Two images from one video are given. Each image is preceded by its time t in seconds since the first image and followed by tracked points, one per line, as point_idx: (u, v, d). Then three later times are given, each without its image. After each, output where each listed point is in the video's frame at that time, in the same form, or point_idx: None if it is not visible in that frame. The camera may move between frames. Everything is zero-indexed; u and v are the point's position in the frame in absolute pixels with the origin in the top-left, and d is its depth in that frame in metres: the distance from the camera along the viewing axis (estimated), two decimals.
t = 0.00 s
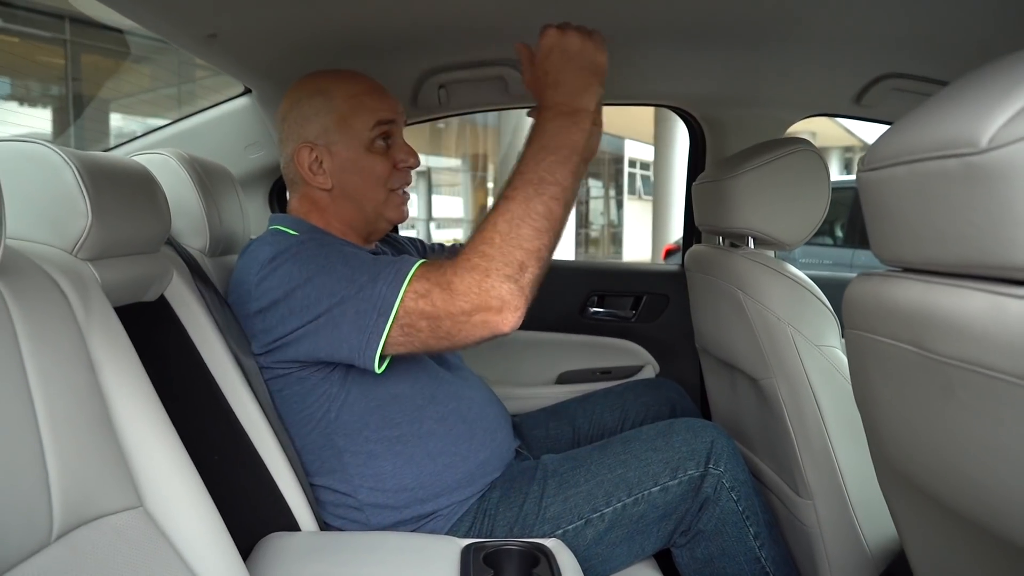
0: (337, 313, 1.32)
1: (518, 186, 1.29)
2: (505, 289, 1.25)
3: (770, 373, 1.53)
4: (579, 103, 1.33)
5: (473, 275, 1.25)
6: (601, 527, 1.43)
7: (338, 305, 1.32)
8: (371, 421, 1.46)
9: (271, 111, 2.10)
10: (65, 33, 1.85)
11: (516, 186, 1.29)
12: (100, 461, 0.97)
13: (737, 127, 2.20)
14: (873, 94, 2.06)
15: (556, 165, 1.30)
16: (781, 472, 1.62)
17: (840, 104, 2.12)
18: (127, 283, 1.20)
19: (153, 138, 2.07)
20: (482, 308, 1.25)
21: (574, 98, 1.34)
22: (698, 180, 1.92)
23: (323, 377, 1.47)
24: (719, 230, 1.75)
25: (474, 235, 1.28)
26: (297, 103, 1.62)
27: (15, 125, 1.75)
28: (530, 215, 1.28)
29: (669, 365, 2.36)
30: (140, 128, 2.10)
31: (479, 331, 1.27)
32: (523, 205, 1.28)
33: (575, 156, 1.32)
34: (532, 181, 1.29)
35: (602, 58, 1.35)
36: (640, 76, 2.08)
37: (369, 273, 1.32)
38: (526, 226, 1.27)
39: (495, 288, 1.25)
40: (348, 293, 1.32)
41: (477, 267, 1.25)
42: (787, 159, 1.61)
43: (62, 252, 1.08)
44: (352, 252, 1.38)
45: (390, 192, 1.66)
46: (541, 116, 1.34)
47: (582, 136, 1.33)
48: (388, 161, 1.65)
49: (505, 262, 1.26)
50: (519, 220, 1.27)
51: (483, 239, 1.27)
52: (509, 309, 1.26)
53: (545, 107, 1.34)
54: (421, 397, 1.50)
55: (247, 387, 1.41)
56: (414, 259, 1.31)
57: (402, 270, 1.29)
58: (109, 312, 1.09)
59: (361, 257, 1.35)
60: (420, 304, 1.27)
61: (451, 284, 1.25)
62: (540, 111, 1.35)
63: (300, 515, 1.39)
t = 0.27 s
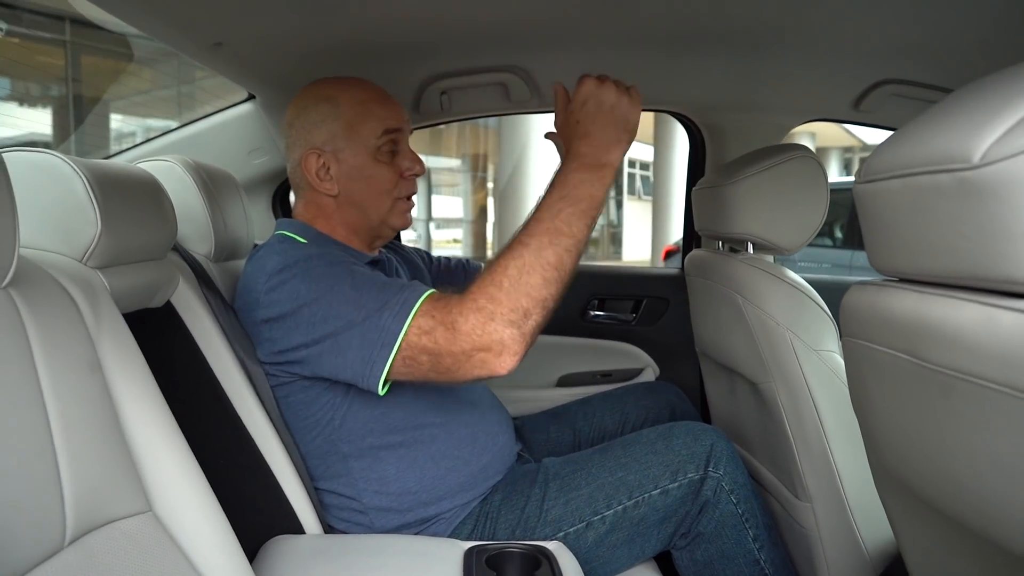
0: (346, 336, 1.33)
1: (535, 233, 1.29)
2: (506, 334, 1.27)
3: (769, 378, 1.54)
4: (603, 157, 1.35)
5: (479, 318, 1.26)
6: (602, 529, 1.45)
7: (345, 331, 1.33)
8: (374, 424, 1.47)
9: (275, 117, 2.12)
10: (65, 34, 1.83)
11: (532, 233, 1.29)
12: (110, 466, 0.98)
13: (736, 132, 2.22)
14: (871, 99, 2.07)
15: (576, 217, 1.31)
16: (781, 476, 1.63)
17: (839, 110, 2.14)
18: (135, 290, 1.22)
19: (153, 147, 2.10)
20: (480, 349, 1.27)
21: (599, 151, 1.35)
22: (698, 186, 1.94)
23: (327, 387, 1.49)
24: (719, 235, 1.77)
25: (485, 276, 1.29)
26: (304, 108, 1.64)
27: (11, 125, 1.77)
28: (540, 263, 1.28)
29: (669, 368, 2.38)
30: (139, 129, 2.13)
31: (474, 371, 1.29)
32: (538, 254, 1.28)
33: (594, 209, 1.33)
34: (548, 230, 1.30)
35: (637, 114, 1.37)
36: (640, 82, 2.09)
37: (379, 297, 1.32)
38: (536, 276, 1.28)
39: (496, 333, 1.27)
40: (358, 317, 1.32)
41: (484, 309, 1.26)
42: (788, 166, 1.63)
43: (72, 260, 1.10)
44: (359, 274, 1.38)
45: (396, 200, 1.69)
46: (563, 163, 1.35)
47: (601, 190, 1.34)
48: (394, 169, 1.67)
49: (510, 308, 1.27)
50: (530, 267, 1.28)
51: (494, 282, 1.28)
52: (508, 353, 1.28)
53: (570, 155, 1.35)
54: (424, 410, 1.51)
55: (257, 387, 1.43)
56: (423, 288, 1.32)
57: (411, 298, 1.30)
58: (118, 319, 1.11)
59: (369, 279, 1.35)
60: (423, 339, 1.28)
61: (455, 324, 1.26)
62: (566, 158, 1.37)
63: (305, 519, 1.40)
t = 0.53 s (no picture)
0: (308, 412, 1.27)
1: (470, 390, 1.31)
2: (424, 486, 1.26)
3: (768, 381, 1.55)
4: (542, 328, 1.38)
5: (407, 457, 1.24)
6: (601, 531, 1.46)
7: (308, 407, 1.28)
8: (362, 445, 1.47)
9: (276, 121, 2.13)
10: (66, 35, 1.80)
11: (466, 391, 1.30)
12: (115, 470, 0.99)
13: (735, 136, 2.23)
14: (870, 103, 2.08)
15: (510, 385, 1.33)
16: (779, 478, 1.64)
17: (837, 113, 2.15)
18: (139, 295, 1.23)
19: (154, 151, 2.11)
20: (393, 491, 1.25)
21: (540, 321, 1.38)
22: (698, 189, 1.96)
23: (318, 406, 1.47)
24: (718, 238, 1.78)
25: (421, 411, 1.28)
26: (290, 115, 1.66)
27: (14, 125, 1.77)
28: (473, 419, 1.30)
29: (668, 370, 2.39)
30: (140, 129, 2.14)
31: (378, 501, 1.27)
32: (470, 406, 1.30)
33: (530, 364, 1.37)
34: (481, 390, 1.31)
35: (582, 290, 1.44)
36: (640, 86, 2.11)
37: (349, 397, 1.27)
38: (464, 434, 1.29)
39: (416, 481, 1.25)
40: (326, 402, 1.27)
41: (413, 452, 1.25)
42: (788, 170, 1.64)
43: (76, 266, 1.11)
44: (340, 349, 1.33)
45: (387, 201, 1.69)
46: (503, 330, 1.37)
47: (534, 357, 1.36)
48: (381, 170, 1.67)
49: (436, 460, 1.27)
50: (463, 422, 1.29)
51: (427, 420, 1.27)
52: (418, 502, 1.26)
53: (511, 320, 1.38)
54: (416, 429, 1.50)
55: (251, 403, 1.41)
56: (383, 411, 1.27)
57: (369, 420, 1.26)
58: (122, 323, 1.12)
59: (349, 365, 1.30)
60: (356, 460, 1.25)
61: (385, 459, 1.24)
62: (506, 319, 1.39)
63: (307, 521, 1.40)
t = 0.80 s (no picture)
0: (291, 440, 1.29)
1: (438, 434, 1.33)
2: (386, 524, 1.28)
3: (766, 382, 1.56)
4: (511, 375, 1.40)
5: (374, 498, 1.26)
6: (600, 532, 1.46)
7: (290, 435, 1.30)
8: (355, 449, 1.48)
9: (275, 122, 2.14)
10: (66, 35, 1.79)
11: (432, 436, 1.32)
12: (114, 471, 0.99)
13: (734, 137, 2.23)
14: (868, 104, 2.08)
15: (476, 430, 1.35)
16: (777, 479, 1.64)
17: (835, 115, 2.16)
18: (137, 296, 1.23)
19: (154, 152, 2.12)
20: (355, 526, 1.27)
21: (510, 369, 1.40)
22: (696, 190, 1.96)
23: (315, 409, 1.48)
24: (716, 240, 1.78)
25: (389, 453, 1.30)
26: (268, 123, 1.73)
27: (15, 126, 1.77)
28: (439, 463, 1.32)
29: (667, 371, 2.39)
30: (141, 129, 2.14)
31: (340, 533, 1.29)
32: (435, 452, 1.32)
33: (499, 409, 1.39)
34: (447, 435, 1.33)
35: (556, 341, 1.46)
36: (639, 87, 2.11)
37: (332, 431, 1.29)
38: (429, 477, 1.31)
39: (379, 520, 1.27)
40: (308, 433, 1.29)
41: (380, 492, 1.27)
42: (787, 172, 1.64)
43: (75, 268, 1.12)
44: (326, 379, 1.33)
45: (360, 198, 1.68)
46: (474, 374, 1.39)
47: (502, 402, 1.38)
48: (349, 166, 1.67)
49: (399, 502, 1.29)
50: (428, 467, 1.31)
51: (395, 462, 1.29)
52: (377, 537, 1.28)
53: (482, 365, 1.39)
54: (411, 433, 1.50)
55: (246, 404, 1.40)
56: (360, 450, 1.29)
57: (346, 457, 1.28)
58: (121, 325, 1.12)
59: (335, 397, 1.31)
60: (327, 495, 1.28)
61: (353, 496, 1.26)
62: (478, 364, 1.40)
63: (303, 522, 1.40)
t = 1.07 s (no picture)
0: (287, 445, 1.29)
1: (429, 436, 1.31)
2: (380, 527, 1.27)
3: (764, 383, 1.56)
4: (502, 373, 1.37)
5: (366, 504, 1.26)
6: (598, 532, 1.46)
7: (285, 442, 1.29)
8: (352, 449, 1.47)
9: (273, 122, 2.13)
10: (65, 35, 1.78)
11: (423, 439, 1.31)
12: (111, 473, 0.99)
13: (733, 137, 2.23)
14: (867, 104, 2.08)
15: (468, 431, 1.33)
16: (776, 479, 1.64)
17: (834, 115, 2.15)
18: (135, 297, 1.23)
19: (153, 152, 2.12)
20: (350, 532, 1.27)
21: (501, 367, 1.37)
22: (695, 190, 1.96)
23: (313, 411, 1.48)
24: (715, 241, 1.78)
25: (381, 457, 1.29)
26: (281, 119, 1.63)
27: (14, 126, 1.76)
28: (431, 466, 1.30)
29: (665, 371, 2.39)
30: (140, 128, 2.15)
31: (336, 537, 1.29)
32: (427, 455, 1.30)
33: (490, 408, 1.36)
34: (439, 437, 1.31)
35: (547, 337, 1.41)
36: (638, 87, 2.11)
37: (327, 438, 1.29)
38: (422, 479, 1.30)
39: (373, 524, 1.27)
40: (302, 439, 1.29)
41: (372, 497, 1.26)
42: (786, 173, 1.64)
43: (72, 269, 1.12)
44: (320, 385, 1.33)
45: (386, 198, 1.71)
46: (465, 374, 1.36)
47: (493, 402, 1.36)
48: (379, 167, 1.70)
49: (393, 506, 1.28)
50: (420, 470, 1.29)
51: (387, 466, 1.28)
52: (373, 541, 1.27)
53: (472, 365, 1.36)
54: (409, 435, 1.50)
55: (242, 404, 1.38)
56: (353, 456, 1.29)
57: (340, 463, 1.28)
58: (118, 326, 1.12)
59: (328, 403, 1.31)
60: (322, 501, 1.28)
61: (346, 503, 1.26)
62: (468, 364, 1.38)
63: (302, 523, 1.39)
